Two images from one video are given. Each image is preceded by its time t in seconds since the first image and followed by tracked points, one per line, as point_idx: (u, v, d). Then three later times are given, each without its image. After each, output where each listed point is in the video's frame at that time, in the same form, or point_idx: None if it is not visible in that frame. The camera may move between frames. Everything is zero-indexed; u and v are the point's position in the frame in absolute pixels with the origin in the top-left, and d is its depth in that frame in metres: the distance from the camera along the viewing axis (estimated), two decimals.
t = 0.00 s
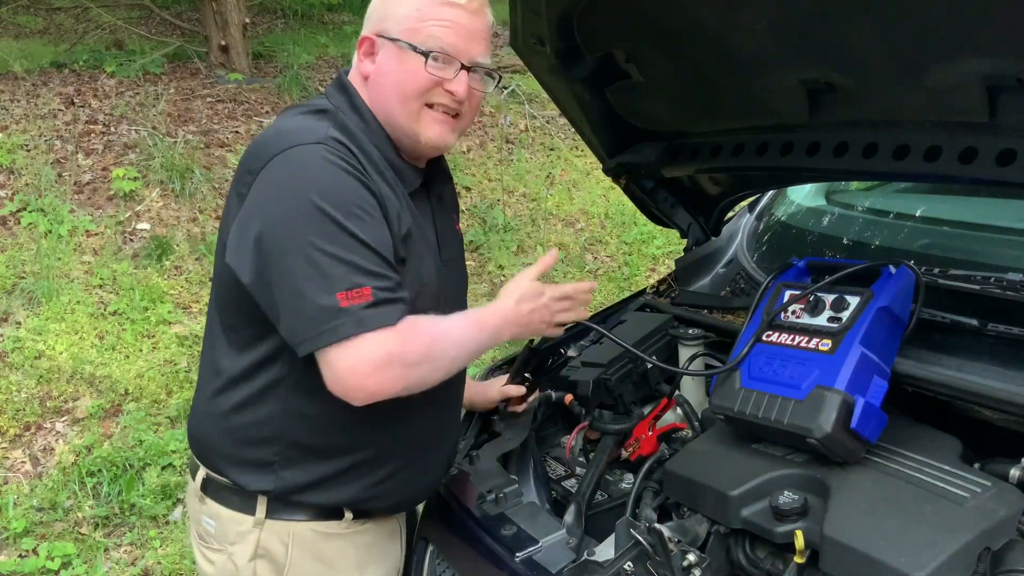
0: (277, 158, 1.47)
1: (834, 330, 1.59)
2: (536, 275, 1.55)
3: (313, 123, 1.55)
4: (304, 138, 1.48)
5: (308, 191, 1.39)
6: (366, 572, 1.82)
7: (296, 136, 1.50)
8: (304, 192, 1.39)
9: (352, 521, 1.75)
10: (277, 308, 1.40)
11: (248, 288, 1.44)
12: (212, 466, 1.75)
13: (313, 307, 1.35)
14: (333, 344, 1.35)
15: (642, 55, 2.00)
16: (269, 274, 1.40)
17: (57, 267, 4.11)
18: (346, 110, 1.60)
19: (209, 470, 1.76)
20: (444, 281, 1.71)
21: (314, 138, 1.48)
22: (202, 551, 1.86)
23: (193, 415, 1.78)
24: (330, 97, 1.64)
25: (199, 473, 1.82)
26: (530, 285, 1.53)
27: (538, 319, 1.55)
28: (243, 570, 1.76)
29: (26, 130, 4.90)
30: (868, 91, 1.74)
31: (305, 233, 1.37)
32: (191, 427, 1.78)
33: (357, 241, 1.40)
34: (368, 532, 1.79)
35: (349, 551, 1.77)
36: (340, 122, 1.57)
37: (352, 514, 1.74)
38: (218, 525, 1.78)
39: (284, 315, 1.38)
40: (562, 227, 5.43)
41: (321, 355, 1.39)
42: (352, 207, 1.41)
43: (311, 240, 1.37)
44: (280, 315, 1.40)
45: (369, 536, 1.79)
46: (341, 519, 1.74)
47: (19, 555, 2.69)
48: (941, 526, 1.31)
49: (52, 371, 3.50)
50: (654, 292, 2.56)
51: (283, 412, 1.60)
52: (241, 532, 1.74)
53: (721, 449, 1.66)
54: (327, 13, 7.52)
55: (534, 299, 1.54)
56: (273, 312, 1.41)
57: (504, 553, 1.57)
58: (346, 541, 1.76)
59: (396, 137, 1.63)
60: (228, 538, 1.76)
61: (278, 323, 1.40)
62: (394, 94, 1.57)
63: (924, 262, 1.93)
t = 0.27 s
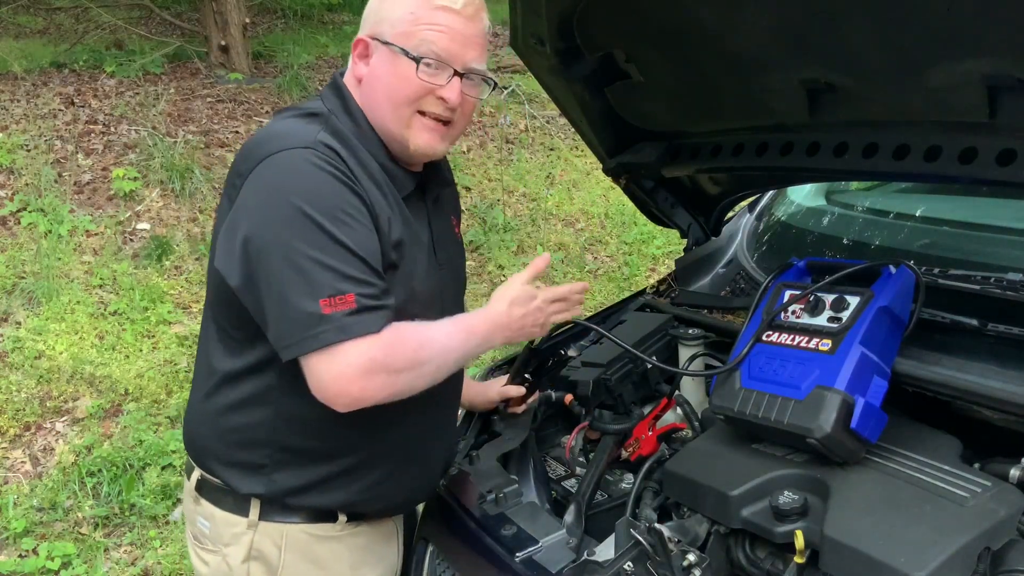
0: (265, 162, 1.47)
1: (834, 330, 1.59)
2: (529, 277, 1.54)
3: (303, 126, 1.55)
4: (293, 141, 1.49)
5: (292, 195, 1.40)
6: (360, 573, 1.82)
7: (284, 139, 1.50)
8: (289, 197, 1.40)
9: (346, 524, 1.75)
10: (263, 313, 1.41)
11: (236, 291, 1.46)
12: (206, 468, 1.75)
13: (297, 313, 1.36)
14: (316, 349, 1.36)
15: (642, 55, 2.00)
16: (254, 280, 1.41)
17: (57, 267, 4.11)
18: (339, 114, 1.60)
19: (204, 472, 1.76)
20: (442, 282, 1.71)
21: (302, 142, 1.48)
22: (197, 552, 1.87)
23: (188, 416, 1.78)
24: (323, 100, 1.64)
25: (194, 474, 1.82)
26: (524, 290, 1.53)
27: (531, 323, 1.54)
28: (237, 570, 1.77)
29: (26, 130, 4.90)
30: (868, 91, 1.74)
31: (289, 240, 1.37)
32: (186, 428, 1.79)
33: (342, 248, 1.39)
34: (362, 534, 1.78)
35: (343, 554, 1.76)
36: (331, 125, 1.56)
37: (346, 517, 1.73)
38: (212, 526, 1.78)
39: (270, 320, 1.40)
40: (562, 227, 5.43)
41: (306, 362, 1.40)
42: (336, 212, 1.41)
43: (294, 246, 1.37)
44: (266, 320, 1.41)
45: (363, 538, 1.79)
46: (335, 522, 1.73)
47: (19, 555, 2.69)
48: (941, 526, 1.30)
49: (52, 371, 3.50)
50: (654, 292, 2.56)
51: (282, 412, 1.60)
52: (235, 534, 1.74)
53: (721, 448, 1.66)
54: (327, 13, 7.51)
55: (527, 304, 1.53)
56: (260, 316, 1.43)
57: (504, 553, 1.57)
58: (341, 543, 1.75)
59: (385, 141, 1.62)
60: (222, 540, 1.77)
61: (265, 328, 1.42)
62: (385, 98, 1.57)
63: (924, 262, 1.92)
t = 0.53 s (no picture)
0: (267, 164, 1.47)
1: (834, 330, 1.59)
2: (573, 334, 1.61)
3: (305, 129, 1.55)
4: (295, 144, 1.49)
5: (295, 199, 1.39)
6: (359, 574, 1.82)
7: (287, 142, 1.50)
8: (292, 200, 1.39)
9: (346, 524, 1.75)
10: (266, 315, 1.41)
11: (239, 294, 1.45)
12: (204, 473, 1.74)
13: (299, 316, 1.35)
14: (318, 351, 1.35)
15: (642, 55, 2.00)
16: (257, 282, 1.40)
17: (57, 267, 4.11)
18: (339, 116, 1.59)
19: (200, 475, 1.76)
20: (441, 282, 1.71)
21: (304, 146, 1.48)
22: (195, 557, 1.87)
23: (183, 418, 1.77)
24: (323, 103, 1.64)
25: (191, 477, 1.82)
26: (561, 340, 1.61)
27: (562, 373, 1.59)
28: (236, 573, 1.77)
29: (26, 130, 4.91)
30: (868, 91, 1.74)
31: (291, 242, 1.37)
32: (180, 432, 1.78)
33: (344, 250, 1.39)
34: (361, 535, 1.79)
35: (342, 554, 1.77)
36: (332, 127, 1.56)
37: (344, 517, 1.74)
38: (209, 529, 1.78)
39: (272, 323, 1.39)
40: (562, 227, 5.43)
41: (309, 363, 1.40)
42: (339, 215, 1.40)
43: (296, 248, 1.36)
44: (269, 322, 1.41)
45: (362, 539, 1.79)
46: (334, 522, 1.73)
47: (19, 555, 2.69)
48: (941, 526, 1.31)
49: (52, 371, 3.50)
50: (654, 292, 2.55)
51: (281, 412, 1.60)
52: (233, 536, 1.74)
53: (721, 448, 1.66)
54: (327, 13, 7.51)
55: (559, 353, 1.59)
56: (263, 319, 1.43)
57: (505, 553, 1.57)
58: (339, 544, 1.76)
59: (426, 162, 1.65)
60: (220, 543, 1.77)
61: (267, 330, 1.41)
62: (442, 133, 1.58)
63: (925, 262, 1.92)
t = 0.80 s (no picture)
0: (291, 165, 1.45)
1: (834, 330, 1.59)
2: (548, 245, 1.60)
3: (320, 130, 1.53)
4: (319, 145, 1.47)
5: (337, 199, 1.39)
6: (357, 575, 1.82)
7: (308, 142, 1.48)
8: (333, 200, 1.39)
9: (342, 526, 1.75)
10: (305, 319, 1.39)
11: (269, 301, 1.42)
12: (201, 475, 1.74)
13: (355, 316, 1.36)
14: (379, 347, 1.37)
15: (642, 55, 2.00)
16: (296, 287, 1.38)
17: (57, 267, 4.11)
18: (353, 120, 1.58)
19: (197, 478, 1.76)
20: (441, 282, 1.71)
21: (332, 147, 1.47)
22: (191, 559, 1.87)
23: (179, 419, 1.77)
24: (335, 105, 1.62)
25: (186, 480, 1.82)
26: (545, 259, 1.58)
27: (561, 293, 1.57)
28: None
29: (26, 130, 4.90)
30: (867, 91, 1.74)
31: (337, 242, 1.37)
32: (176, 434, 1.78)
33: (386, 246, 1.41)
34: (358, 536, 1.79)
35: (340, 557, 1.76)
36: (348, 130, 1.56)
37: (343, 519, 1.73)
38: (205, 532, 1.78)
39: (316, 326, 1.38)
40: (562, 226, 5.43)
41: (358, 360, 1.40)
42: (379, 212, 1.42)
43: (342, 248, 1.37)
44: (310, 326, 1.39)
45: (359, 540, 1.79)
46: (331, 524, 1.73)
47: (19, 555, 2.69)
48: (941, 526, 1.30)
49: (52, 371, 3.50)
50: (654, 292, 2.55)
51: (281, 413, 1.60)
52: (230, 539, 1.74)
53: (721, 449, 1.65)
54: (327, 13, 7.51)
55: (553, 274, 1.57)
56: (299, 324, 1.40)
57: (505, 553, 1.57)
58: (337, 545, 1.75)
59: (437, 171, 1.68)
60: (216, 546, 1.77)
61: (307, 335, 1.40)
62: (463, 143, 1.61)
63: (925, 262, 1.92)
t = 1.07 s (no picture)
0: (288, 155, 1.46)
1: (834, 330, 1.59)
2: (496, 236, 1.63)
3: (310, 120, 1.54)
4: (313, 132, 1.49)
5: (343, 176, 1.41)
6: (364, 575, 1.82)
7: (302, 131, 1.49)
8: (339, 178, 1.41)
9: (350, 524, 1.75)
10: (329, 302, 1.40)
11: (287, 291, 1.43)
12: (204, 474, 1.75)
13: (380, 288, 1.38)
14: (412, 312, 1.39)
15: (642, 55, 2.00)
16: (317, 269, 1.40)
17: (57, 267, 4.11)
18: (345, 111, 1.59)
19: (203, 478, 1.76)
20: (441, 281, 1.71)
21: (326, 131, 1.49)
22: (198, 560, 1.87)
23: (184, 418, 1.78)
24: (324, 97, 1.63)
25: (192, 480, 1.82)
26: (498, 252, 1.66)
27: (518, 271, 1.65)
28: None
29: (26, 130, 4.91)
30: (867, 91, 1.74)
31: (351, 217, 1.39)
32: (183, 435, 1.78)
33: (398, 217, 1.43)
34: (367, 534, 1.78)
35: (347, 555, 1.76)
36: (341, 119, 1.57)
37: (350, 517, 1.73)
38: (213, 533, 1.78)
39: (342, 306, 1.39)
40: (562, 226, 5.43)
41: (400, 331, 1.41)
42: (385, 183, 1.45)
43: (357, 222, 1.38)
44: (335, 308, 1.40)
45: (367, 538, 1.79)
46: (339, 522, 1.73)
47: (19, 555, 2.69)
48: (941, 526, 1.30)
49: (52, 371, 3.50)
50: (654, 292, 2.55)
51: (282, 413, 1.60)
52: (238, 539, 1.74)
53: (721, 449, 1.65)
54: (327, 13, 7.51)
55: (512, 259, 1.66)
56: (322, 309, 1.41)
57: (505, 553, 1.57)
58: (344, 544, 1.75)
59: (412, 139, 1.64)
60: (223, 546, 1.77)
61: (332, 318, 1.40)
62: (418, 98, 1.58)
63: (924, 262, 1.93)
